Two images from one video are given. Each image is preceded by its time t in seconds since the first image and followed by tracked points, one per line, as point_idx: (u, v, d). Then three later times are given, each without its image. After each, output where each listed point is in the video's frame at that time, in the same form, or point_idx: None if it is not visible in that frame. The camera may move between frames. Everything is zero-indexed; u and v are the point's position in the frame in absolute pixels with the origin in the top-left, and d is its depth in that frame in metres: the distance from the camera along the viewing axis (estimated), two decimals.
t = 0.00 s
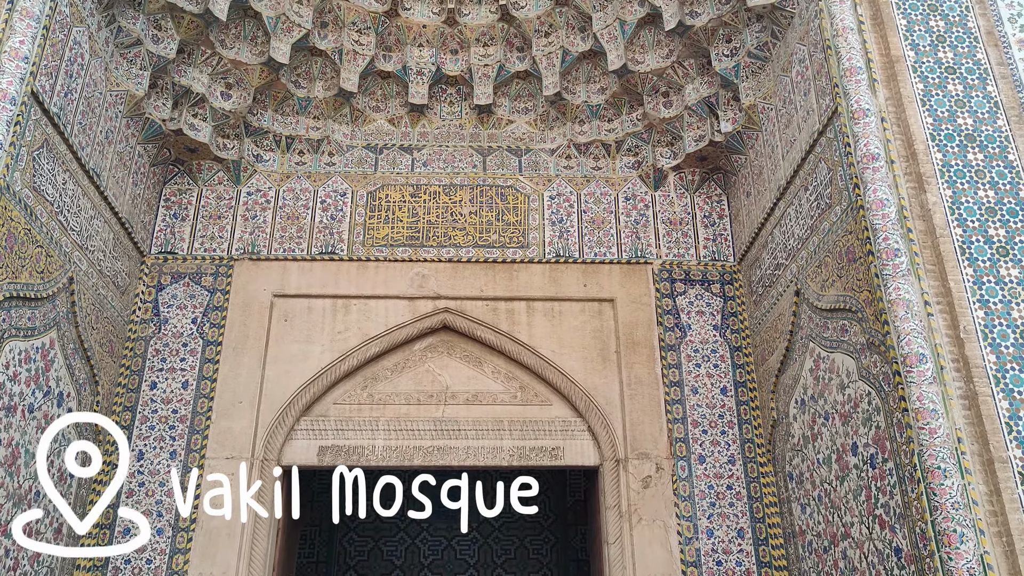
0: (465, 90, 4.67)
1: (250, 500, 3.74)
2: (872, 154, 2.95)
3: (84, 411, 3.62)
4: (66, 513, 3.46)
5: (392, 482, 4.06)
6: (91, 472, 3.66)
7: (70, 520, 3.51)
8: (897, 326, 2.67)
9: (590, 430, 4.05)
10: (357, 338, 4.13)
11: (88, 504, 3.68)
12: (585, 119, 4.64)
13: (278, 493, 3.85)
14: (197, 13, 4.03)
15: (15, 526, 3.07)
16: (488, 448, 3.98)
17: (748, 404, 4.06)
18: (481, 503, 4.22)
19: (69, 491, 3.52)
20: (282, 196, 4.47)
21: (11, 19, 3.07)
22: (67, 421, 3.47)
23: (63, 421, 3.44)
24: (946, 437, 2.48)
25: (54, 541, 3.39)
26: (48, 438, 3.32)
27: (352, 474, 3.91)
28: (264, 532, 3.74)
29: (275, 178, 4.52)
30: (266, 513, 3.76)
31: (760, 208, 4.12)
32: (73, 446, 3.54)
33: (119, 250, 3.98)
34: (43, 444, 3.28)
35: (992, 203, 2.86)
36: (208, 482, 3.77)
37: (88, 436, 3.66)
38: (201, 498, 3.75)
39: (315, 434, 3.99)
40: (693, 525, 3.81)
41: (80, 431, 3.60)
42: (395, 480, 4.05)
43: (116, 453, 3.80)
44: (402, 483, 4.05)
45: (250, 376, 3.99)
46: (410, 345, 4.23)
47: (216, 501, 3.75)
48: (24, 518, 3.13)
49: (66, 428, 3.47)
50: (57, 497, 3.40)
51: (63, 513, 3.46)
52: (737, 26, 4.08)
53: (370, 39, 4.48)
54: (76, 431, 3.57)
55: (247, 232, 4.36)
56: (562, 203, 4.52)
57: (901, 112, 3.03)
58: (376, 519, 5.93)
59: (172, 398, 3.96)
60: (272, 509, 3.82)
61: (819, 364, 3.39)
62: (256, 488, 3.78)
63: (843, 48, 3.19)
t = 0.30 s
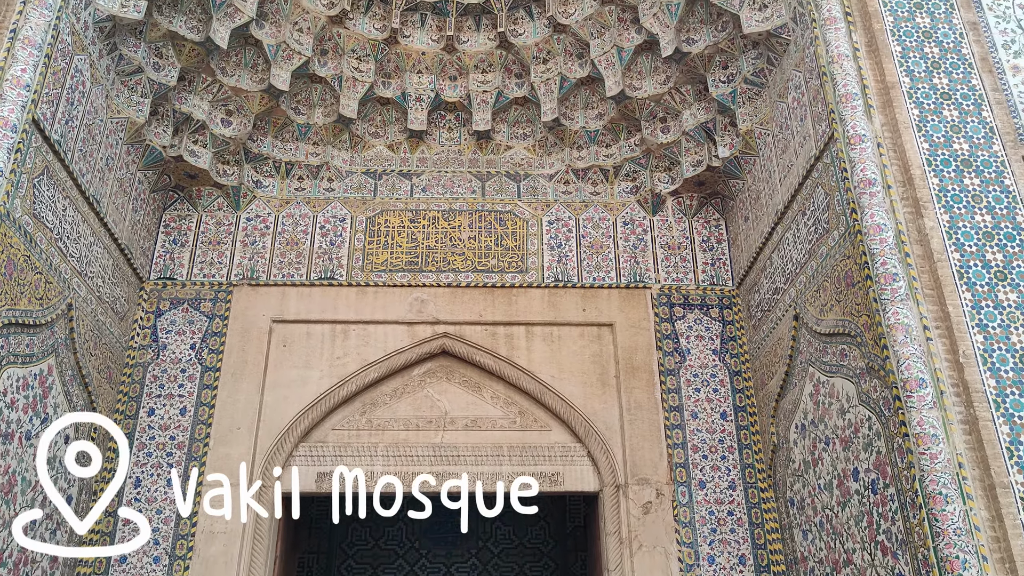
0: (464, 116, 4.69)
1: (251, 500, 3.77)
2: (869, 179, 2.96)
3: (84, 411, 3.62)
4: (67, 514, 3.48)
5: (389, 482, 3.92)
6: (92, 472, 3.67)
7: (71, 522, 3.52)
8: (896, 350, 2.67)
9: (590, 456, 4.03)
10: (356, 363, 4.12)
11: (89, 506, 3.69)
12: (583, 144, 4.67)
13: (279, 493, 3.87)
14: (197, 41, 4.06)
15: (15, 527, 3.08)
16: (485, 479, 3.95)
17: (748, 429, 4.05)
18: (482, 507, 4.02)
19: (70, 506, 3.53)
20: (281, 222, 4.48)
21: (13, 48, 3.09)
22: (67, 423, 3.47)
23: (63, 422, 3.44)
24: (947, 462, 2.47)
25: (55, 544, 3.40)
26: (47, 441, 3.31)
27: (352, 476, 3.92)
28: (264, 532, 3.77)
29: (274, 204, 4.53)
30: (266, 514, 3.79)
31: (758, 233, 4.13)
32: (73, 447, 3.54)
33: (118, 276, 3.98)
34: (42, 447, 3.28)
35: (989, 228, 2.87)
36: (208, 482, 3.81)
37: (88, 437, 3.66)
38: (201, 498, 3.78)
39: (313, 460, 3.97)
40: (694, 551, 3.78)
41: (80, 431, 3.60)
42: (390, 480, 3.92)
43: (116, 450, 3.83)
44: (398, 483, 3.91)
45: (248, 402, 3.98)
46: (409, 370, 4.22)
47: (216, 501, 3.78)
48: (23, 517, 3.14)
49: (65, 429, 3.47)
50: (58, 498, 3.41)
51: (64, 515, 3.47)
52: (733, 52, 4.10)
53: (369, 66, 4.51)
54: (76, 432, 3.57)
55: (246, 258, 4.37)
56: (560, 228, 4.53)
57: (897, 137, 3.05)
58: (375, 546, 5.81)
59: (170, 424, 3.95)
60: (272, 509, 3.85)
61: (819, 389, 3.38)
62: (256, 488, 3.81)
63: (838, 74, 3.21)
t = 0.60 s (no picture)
0: (465, 143, 4.72)
1: (251, 500, 3.81)
2: (869, 207, 2.96)
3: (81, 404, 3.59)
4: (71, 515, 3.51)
5: (389, 482, 3.96)
6: (94, 465, 3.70)
7: (75, 521, 3.55)
8: (899, 378, 2.66)
9: (592, 483, 4.01)
10: (356, 391, 4.11)
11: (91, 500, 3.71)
12: (584, 171, 4.69)
13: (279, 491, 3.88)
14: (201, 70, 4.10)
15: (18, 533, 3.09)
16: (486, 501, 3.95)
17: (750, 456, 4.03)
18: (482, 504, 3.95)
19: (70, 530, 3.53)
20: (283, 249, 4.49)
21: (18, 77, 3.10)
22: (63, 421, 3.45)
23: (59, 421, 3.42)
24: (952, 491, 2.45)
25: (63, 547, 3.44)
26: (44, 444, 3.30)
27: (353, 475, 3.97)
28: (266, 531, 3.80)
29: (276, 231, 4.54)
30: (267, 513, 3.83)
31: (758, 259, 4.14)
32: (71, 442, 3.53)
33: (119, 303, 3.99)
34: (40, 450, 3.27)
35: (990, 255, 2.87)
36: (209, 482, 3.85)
37: (87, 432, 3.65)
38: (202, 498, 3.82)
39: (313, 488, 3.94)
40: None
41: (79, 427, 3.59)
42: (390, 480, 3.96)
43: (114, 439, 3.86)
44: (397, 483, 3.95)
45: (248, 431, 3.97)
46: (410, 398, 4.21)
47: (216, 502, 3.82)
48: (25, 520, 3.14)
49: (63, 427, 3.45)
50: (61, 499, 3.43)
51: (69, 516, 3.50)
52: (733, 81, 4.12)
53: (371, 94, 4.55)
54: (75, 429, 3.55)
55: (248, 285, 4.37)
56: (561, 255, 4.54)
57: (896, 165, 3.06)
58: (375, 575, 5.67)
59: (169, 452, 3.93)
60: (273, 508, 3.86)
61: (822, 417, 3.37)
62: (256, 488, 3.85)
63: (837, 102, 3.23)
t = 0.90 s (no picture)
0: (468, 171, 4.75)
1: (251, 500, 3.87)
2: (871, 236, 2.97)
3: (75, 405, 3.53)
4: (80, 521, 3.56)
5: (389, 482, 4.02)
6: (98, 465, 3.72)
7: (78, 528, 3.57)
8: (903, 408, 2.65)
9: (595, 512, 3.98)
10: (358, 419, 4.10)
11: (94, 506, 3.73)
12: (586, 199, 4.70)
13: (279, 491, 3.90)
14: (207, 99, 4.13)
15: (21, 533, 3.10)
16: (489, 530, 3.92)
17: (755, 486, 4.00)
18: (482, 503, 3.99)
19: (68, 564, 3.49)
20: (286, 275, 4.50)
21: (25, 106, 3.12)
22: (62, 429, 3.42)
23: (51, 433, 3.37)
24: (958, 521, 2.43)
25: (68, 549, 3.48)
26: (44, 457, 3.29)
27: (353, 475, 4.03)
28: (266, 531, 3.82)
29: (279, 258, 4.55)
30: (267, 513, 3.86)
31: (761, 287, 4.14)
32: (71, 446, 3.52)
33: (122, 330, 3.99)
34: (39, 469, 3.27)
35: (993, 284, 2.87)
36: (209, 483, 3.90)
37: (87, 435, 3.63)
38: (202, 499, 3.87)
39: (314, 517, 3.92)
40: None
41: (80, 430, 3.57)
42: (390, 480, 4.02)
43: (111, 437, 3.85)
44: (397, 483, 4.01)
45: (249, 459, 3.95)
46: (412, 426, 4.19)
47: (216, 502, 3.87)
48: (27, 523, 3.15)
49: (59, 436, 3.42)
50: (66, 505, 3.47)
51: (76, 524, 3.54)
52: (734, 110, 4.14)
53: (375, 123, 4.58)
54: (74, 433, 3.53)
55: (250, 312, 4.38)
56: (564, 282, 4.54)
57: (897, 194, 3.07)
58: None
59: (169, 480, 3.91)
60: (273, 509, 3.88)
61: (826, 446, 3.35)
62: (256, 488, 3.90)
63: (838, 132, 3.24)
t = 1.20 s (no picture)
0: (469, 199, 4.77)
1: (251, 500, 3.89)
2: (871, 264, 2.98)
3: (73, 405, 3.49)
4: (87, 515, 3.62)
5: (389, 483, 4.08)
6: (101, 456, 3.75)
7: (81, 522, 3.59)
8: (905, 437, 2.64)
9: (595, 542, 3.95)
10: (358, 446, 4.08)
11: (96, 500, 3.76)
12: (587, 227, 4.71)
13: (279, 491, 3.94)
14: (210, 127, 4.16)
15: (21, 536, 3.11)
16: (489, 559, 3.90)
17: (757, 515, 3.97)
18: (482, 503, 4.05)
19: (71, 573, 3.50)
20: (287, 302, 4.50)
21: (29, 134, 3.13)
22: (60, 431, 3.39)
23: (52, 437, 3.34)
24: (961, 552, 2.42)
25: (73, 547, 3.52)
26: (44, 458, 3.28)
27: (352, 475, 4.00)
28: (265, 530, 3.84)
29: (280, 284, 4.56)
30: (267, 513, 3.89)
31: (762, 315, 4.13)
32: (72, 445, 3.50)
33: (122, 357, 3.98)
34: (40, 476, 3.26)
35: (993, 313, 2.87)
36: (209, 483, 3.95)
37: (88, 430, 3.63)
38: (202, 499, 3.91)
39: (313, 546, 3.91)
40: None
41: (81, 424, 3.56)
42: (390, 480, 4.08)
43: (110, 427, 3.86)
44: (397, 482, 4.07)
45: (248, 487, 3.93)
46: (411, 454, 4.17)
47: (216, 502, 3.91)
48: (27, 524, 3.15)
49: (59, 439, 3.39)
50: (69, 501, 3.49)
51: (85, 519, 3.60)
52: (733, 138, 4.17)
53: (377, 150, 4.60)
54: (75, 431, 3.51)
55: (250, 338, 4.38)
56: (565, 309, 4.54)
57: (897, 223, 3.08)
58: None
59: (167, 509, 3.88)
60: (273, 509, 3.90)
61: (829, 475, 3.33)
62: (256, 488, 3.93)
63: (837, 161, 3.26)
